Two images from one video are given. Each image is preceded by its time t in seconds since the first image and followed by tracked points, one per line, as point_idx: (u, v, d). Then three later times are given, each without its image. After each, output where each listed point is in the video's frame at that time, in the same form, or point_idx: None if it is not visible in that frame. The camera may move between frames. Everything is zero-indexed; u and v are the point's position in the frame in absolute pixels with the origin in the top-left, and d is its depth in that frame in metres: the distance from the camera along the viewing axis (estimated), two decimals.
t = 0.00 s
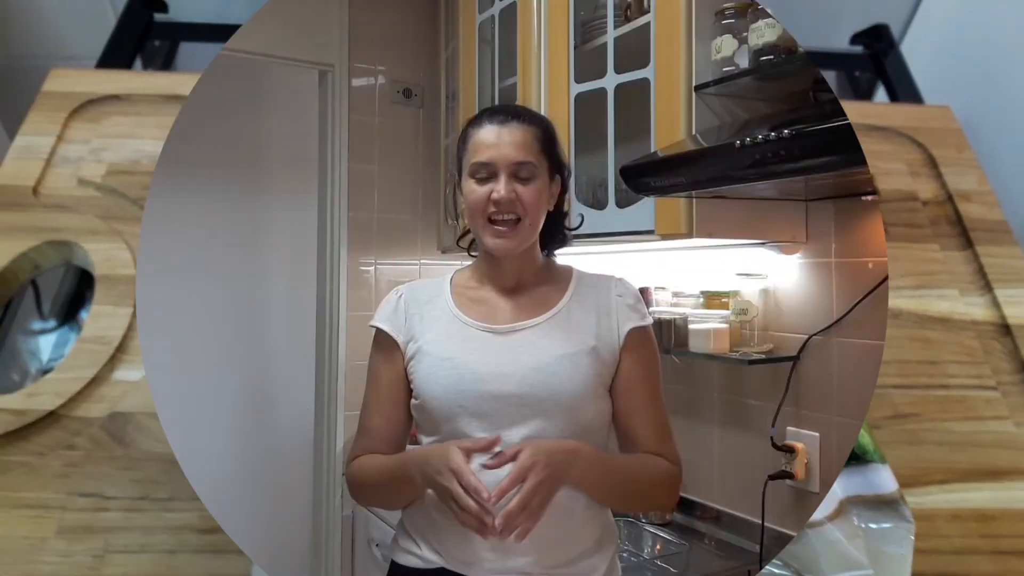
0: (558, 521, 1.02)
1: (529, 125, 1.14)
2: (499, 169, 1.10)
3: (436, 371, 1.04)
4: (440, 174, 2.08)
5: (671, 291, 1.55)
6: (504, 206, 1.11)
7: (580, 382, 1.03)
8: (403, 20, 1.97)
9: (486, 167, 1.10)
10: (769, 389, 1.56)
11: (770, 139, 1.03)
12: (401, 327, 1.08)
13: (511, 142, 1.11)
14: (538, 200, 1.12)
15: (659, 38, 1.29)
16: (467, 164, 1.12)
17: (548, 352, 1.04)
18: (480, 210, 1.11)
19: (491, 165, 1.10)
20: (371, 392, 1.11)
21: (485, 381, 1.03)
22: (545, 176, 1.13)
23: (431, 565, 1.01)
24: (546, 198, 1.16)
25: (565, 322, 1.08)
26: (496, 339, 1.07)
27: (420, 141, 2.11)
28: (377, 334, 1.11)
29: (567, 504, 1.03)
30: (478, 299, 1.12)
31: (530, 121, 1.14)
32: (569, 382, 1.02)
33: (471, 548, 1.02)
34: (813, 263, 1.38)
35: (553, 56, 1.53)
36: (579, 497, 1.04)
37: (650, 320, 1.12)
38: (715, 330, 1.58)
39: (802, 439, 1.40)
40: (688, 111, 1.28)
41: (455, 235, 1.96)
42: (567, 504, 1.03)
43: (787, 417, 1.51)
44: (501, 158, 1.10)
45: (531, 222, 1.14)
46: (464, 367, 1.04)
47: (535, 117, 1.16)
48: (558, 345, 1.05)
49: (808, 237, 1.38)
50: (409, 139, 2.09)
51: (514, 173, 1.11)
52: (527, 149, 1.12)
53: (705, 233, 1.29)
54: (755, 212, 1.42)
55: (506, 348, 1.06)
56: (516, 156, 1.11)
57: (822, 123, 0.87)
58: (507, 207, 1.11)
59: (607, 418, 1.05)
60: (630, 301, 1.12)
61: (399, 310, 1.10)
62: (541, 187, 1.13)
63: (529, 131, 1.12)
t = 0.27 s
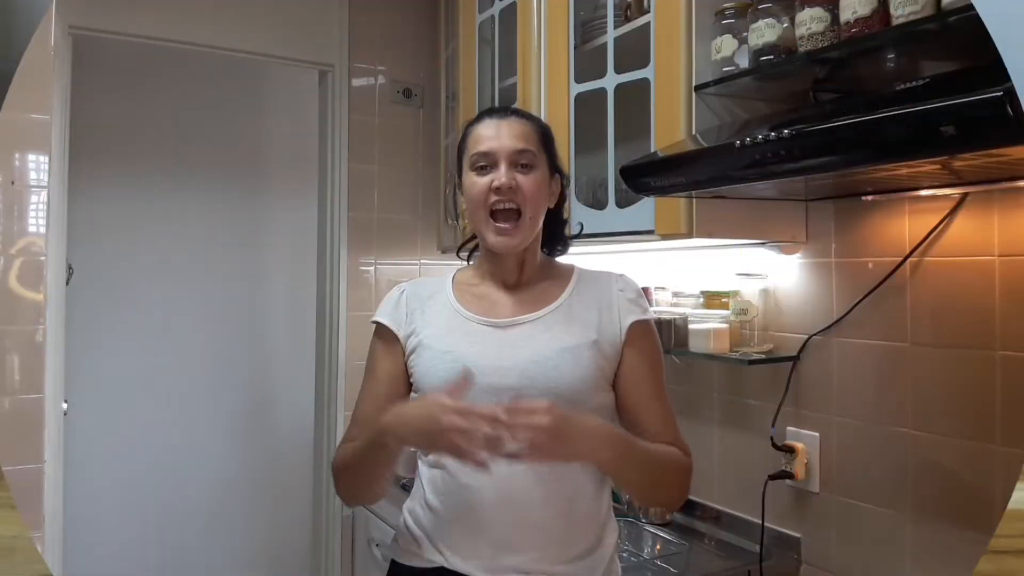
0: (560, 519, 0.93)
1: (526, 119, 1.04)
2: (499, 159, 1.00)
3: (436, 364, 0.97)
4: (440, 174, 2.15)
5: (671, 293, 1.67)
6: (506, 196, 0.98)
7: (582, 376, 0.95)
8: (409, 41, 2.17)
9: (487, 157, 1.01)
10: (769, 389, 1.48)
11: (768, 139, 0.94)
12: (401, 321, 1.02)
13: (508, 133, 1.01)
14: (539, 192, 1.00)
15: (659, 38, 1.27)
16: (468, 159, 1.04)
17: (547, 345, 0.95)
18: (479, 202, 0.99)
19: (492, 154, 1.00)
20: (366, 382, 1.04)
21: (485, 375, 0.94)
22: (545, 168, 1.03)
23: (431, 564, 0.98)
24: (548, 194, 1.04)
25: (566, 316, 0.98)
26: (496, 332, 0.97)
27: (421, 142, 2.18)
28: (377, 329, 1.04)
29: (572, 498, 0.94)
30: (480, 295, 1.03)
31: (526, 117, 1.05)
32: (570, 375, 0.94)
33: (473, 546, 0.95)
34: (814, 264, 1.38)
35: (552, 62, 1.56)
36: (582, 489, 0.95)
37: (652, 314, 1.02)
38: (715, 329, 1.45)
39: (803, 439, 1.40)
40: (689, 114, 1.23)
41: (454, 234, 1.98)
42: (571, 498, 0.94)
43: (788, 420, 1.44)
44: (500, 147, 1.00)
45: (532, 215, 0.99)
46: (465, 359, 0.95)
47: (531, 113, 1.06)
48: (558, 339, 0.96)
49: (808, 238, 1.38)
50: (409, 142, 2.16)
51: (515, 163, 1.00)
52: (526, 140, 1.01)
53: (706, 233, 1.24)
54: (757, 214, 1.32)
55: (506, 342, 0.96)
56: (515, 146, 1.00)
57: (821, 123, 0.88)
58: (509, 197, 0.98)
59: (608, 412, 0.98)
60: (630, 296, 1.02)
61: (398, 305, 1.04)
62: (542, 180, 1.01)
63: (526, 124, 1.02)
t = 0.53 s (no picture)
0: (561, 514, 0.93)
1: (525, 120, 1.04)
2: (499, 159, 1.00)
3: (437, 360, 0.97)
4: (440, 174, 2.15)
5: (671, 293, 1.67)
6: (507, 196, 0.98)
7: (583, 373, 0.94)
8: (409, 40, 2.17)
9: (487, 157, 1.01)
10: (768, 388, 1.47)
11: (767, 139, 0.94)
12: (403, 319, 1.03)
13: (508, 133, 1.01)
14: (540, 190, 1.00)
15: (659, 38, 1.27)
16: (468, 158, 1.03)
17: (549, 341, 0.95)
18: (480, 201, 0.99)
19: (492, 154, 1.00)
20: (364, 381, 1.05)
21: (486, 371, 0.94)
22: (545, 168, 1.03)
23: (429, 564, 0.96)
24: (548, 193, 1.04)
25: (567, 313, 0.98)
26: (497, 328, 0.97)
27: (421, 142, 2.18)
28: (378, 327, 1.05)
29: (572, 494, 0.94)
30: (481, 292, 1.03)
31: (525, 117, 1.05)
32: (572, 371, 0.94)
33: (471, 544, 0.93)
34: (814, 264, 1.38)
35: (552, 62, 1.56)
36: (582, 488, 0.95)
37: (654, 313, 1.03)
38: (715, 329, 1.45)
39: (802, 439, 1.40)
40: (689, 114, 1.23)
41: (454, 234, 1.98)
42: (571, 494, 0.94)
43: (787, 420, 1.44)
44: (499, 147, 1.00)
45: (533, 213, 1.00)
46: (466, 355, 0.95)
47: (530, 114, 1.06)
48: (559, 335, 0.96)
49: (808, 238, 1.38)
50: (409, 142, 2.16)
51: (515, 163, 1.00)
52: (525, 139, 1.01)
53: (705, 232, 1.24)
54: (757, 214, 1.32)
55: (507, 338, 0.96)
56: (515, 147, 1.00)
57: (821, 123, 0.88)
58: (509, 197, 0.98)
59: (608, 410, 0.98)
60: (632, 295, 1.02)
61: (400, 303, 1.04)
62: (541, 179, 1.01)
63: (525, 124, 1.02)
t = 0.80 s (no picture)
0: (560, 515, 0.93)
1: (524, 119, 1.04)
2: (498, 158, 1.00)
3: (437, 360, 0.97)
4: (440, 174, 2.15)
5: (671, 293, 1.68)
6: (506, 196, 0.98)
7: (583, 372, 0.94)
8: (409, 40, 2.17)
9: (486, 156, 1.00)
10: (768, 389, 1.47)
11: (767, 139, 0.94)
12: (403, 318, 1.03)
13: (507, 132, 1.01)
14: (539, 190, 1.00)
15: (659, 38, 1.27)
16: (467, 158, 1.03)
17: (549, 340, 0.95)
18: (480, 200, 0.99)
19: (491, 154, 1.00)
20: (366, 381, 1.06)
21: (486, 370, 0.94)
22: (544, 167, 1.02)
23: (428, 564, 0.96)
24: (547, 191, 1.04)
25: (566, 313, 0.98)
26: (496, 327, 0.97)
27: (421, 142, 2.18)
28: (380, 323, 1.06)
29: (571, 495, 0.94)
30: (481, 292, 1.03)
31: (525, 116, 1.04)
32: (572, 371, 0.94)
33: (470, 544, 0.93)
34: (814, 264, 1.38)
35: (552, 63, 1.56)
36: (581, 489, 0.95)
37: (653, 314, 1.02)
38: (714, 329, 1.45)
39: (802, 439, 1.40)
40: (689, 114, 1.23)
41: (454, 235, 1.98)
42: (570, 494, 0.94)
43: (787, 420, 1.44)
44: (499, 146, 1.00)
45: (534, 212, 1.00)
46: (465, 355, 0.95)
47: (530, 112, 1.06)
48: (559, 335, 0.96)
49: (808, 238, 1.38)
50: (409, 142, 2.16)
51: (514, 162, 1.00)
52: (524, 139, 1.01)
53: (705, 233, 1.24)
54: (756, 214, 1.32)
55: (507, 338, 0.96)
56: (514, 146, 1.00)
57: (820, 123, 0.88)
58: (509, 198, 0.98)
59: (607, 411, 0.98)
60: (632, 296, 1.01)
61: (400, 301, 1.05)
62: (540, 178, 1.01)
63: (524, 123, 1.02)
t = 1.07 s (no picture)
0: (560, 516, 0.93)
1: (527, 119, 1.04)
2: (500, 162, 1.00)
3: (437, 360, 0.96)
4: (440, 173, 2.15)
5: (671, 293, 1.68)
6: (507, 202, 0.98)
7: (583, 373, 0.94)
8: (409, 40, 2.17)
9: (488, 160, 1.00)
10: (768, 389, 1.47)
11: (767, 139, 0.94)
12: (403, 318, 1.03)
13: (509, 135, 1.01)
14: (541, 194, 1.00)
15: (659, 38, 1.27)
16: (469, 160, 1.03)
17: (549, 342, 0.95)
18: (481, 204, 0.99)
19: (493, 158, 1.00)
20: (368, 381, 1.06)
21: (486, 372, 0.94)
22: (547, 170, 1.02)
23: (428, 565, 0.96)
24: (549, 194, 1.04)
25: (566, 314, 0.98)
26: (496, 328, 0.97)
27: (421, 141, 2.18)
28: (380, 325, 1.06)
29: (571, 495, 0.94)
30: (481, 292, 1.03)
31: (528, 117, 1.04)
32: (572, 373, 0.94)
33: (470, 544, 0.93)
34: (814, 264, 1.38)
35: (552, 63, 1.56)
36: (580, 489, 0.95)
37: (652, 316, 1.02)
38: (715, 329, 1.45)
39: (802, 439, 1.40)
40: (689, 114, 1.23)
41: (454, 235, 1.98)
42: (570, 495, 0.94)
43: (787, 420, 1.44)
44: (501, 150, 1.00)
45: (534, 215, 0.99)
46: (465, 356, 0.95)
47: (533, 112, 1.05)
48: (559, 337, 0.96)
49: (808, 238, 1.38)
50: (409, 142, 2.16)
51: (517, 166, 1.00)
52: (527, 141, 1.01)
53: (705, 233, 1.24)
54: (757, 213, 1.32)
55: (507, 339, 0.96)
56: (515, 150, 1.00)
57: (820, 123, 0.88)
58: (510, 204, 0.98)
59: (606, 412, 0.98)
60: (631, 298, 1.01)
61: (400, 301, 1.04)
62: (542, 182, 1.01)
63: (527, 124, 1.02)
